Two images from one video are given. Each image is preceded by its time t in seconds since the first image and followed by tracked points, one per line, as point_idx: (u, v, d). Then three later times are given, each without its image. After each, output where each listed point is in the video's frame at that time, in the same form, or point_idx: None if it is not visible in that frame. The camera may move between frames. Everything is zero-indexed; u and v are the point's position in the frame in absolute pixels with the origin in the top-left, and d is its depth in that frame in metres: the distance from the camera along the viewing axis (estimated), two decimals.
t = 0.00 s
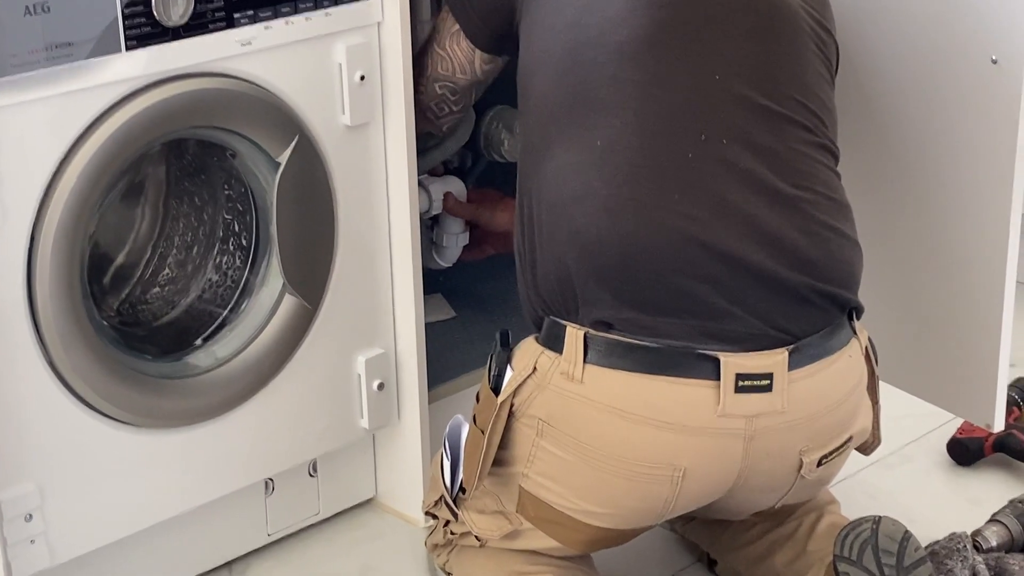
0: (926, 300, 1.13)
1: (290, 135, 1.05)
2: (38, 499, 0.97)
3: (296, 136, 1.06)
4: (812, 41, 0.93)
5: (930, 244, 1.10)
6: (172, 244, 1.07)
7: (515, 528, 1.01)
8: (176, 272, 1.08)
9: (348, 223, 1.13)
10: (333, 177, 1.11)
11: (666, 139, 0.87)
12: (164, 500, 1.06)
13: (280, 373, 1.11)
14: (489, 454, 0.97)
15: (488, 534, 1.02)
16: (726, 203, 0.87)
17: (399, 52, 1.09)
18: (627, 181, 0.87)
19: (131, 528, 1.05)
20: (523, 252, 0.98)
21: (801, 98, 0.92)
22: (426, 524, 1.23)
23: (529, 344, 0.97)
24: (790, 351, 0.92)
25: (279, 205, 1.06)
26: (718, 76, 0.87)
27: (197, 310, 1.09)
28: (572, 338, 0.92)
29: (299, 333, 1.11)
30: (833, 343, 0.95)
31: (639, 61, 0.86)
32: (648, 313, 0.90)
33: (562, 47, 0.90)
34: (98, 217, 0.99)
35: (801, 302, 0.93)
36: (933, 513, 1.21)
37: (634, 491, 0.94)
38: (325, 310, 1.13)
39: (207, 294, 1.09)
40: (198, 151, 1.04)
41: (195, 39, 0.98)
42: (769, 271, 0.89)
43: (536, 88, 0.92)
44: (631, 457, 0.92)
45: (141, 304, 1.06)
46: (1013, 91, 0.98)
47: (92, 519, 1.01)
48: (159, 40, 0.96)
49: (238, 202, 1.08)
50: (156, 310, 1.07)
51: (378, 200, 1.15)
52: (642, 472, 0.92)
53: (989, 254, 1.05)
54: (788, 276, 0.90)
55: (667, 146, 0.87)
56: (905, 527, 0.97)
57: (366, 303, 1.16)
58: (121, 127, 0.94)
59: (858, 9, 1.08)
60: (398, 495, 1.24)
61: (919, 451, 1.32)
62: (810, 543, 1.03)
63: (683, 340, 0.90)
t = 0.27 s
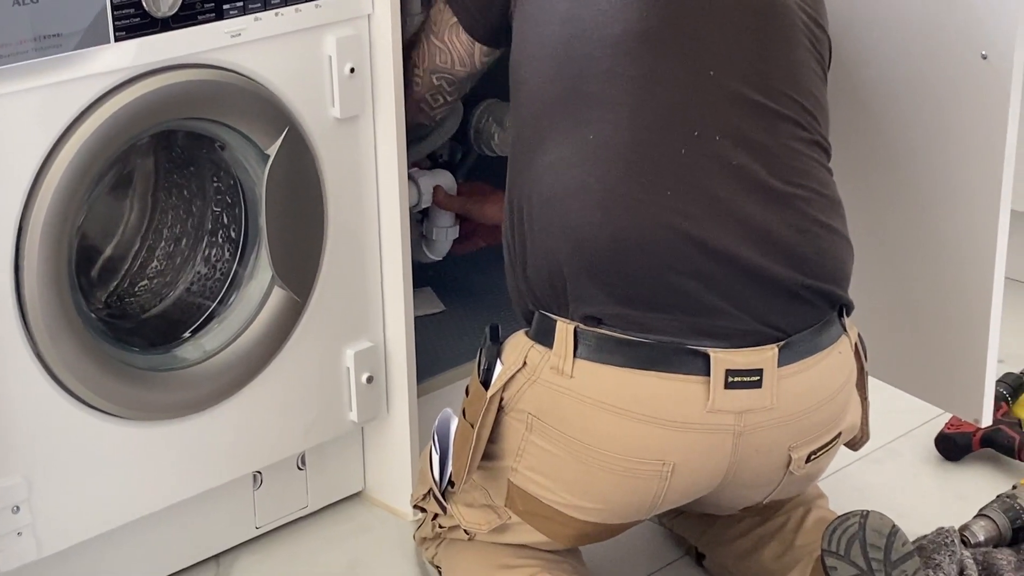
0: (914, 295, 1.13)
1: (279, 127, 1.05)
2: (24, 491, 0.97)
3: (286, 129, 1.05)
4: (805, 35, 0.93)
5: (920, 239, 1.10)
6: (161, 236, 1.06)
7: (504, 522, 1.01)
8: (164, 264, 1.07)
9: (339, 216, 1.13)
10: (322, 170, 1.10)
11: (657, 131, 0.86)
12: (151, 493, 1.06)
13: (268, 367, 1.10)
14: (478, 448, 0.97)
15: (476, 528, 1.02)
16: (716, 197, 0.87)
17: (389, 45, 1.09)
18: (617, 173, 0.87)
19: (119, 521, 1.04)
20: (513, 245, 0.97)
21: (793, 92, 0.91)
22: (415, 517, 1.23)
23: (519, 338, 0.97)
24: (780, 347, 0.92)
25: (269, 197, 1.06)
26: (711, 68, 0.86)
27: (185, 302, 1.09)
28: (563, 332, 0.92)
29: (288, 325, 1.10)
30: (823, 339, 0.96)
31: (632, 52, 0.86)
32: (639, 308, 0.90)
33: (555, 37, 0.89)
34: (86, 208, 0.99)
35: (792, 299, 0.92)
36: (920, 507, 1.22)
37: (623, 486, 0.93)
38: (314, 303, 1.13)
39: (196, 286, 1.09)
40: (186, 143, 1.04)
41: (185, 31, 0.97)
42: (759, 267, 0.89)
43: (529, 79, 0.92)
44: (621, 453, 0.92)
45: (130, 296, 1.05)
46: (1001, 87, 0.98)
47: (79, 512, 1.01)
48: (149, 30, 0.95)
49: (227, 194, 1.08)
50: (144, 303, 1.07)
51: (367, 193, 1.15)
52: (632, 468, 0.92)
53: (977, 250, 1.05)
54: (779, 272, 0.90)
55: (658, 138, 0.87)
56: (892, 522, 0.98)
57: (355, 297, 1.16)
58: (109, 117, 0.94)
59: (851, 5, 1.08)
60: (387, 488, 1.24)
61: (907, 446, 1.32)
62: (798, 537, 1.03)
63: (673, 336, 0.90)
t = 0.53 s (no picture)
0: (766, 288, 1.79)
1: (361, 185, 1.68)
2: (205, 410, 1.60)
3: (365, 186, 1.69)
4: (685, 139, 1.56)
5: (767, 253, 1.77)
6: (287, 252, 1.73)
7: (502, 433, 1.64)
8: (291, 270, 1.73)
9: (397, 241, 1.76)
10: (388, 210, 1.73)
11: (595, 196, 1.48)
12: (281, 414, 1.70)
13: (353, 335, 1.74)
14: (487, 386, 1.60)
15: (484, 435, 1.65)
16: (631, 235, 1.48)
17: (430, 136, 1.72)
18: (573, 220, 1.49)
19: (261, 429, 1.68)
20: (511, 266, 1.60)
21: (678, 173, 1.54)
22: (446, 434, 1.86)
23: (514, 320, 1.58)
24: (672, 326, 1.53)
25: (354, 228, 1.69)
26: (625, 159, 1.49)
27: (306, 295, 1.73)
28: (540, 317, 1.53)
29: (366, 309, 1.74)
30: (698, 321, 1.57)
31: (579, 150, 1.49)
32: (584, 297, 1.51)
33: (535, 142, 1.53)
34: (244, 235, 1.66)
35: (678, 298, 1.54)
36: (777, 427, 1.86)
37: (576, 408, 1.55)
38: (382, 295, 1.76)
39: (312, 284, 1.73)
40: (305, 197, 1.69)
41: (303, 126, 1.60)
42: (656, 277, 1.51)
43: (520, 167, 1.55)
44: (575, 389, 1.53)
45: (269, 289, 1.72)
46: (807, 166, 1.66)
47: (236, 423, 1.65)
48: (278, 125, 1.58)
49: (331, 227, 1.72)
50: (278, 294, 1.73)
51: (416, 223, 1.78)
52: (581, 398, 1.53)
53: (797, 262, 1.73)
54: (669, 281, 1.52)
55: (596, 200, 1.48)
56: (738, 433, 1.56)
57: (407, 290, 1.80)
58: (262, 181, 1.58)
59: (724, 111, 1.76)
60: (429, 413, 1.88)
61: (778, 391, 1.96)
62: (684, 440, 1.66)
63: (606, 318, 1.50)
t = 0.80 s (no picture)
0: (701, 289, 2.36)
1: (390, 207, 2.16)
2: (267, 382, 2.05)
3: (394, 208, 2.17)
4: (641, 173, 1.99)
5: (702, 262, 2.33)
6: (332, 259, 2.21)
7: (500, 401, 2.06)
8: (335, 273, 2.22)
9: (418, 251, 2.27)
10: (411, 227, 2.23)
11: (571, 216, 1.89)
12: (327, 385, 2.18)
13: (384, 323, 2.25)
14: (488, 364, 2.01)
15: (485, 404, 2.07)
16: (598, 245, 1.89)
17: (442, 166, 2.22)
18: (553, 234, 1.89)
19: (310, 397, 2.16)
20: (507, 271, 2.02)
21: (635, 199, 1.96)
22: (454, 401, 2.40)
23: (509, 315, 1.98)
24: (633, 319, 1.93)
25: (386, 241, 2.18)
26: (594, 186, 1.90)
27: (345, 292, 2.23)
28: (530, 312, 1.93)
29: (394, 303, 2.25)
30: (654, 314, 1.98)
31: (558, 178, 1.90)
32: (563, 295, 1.90)
33: (524, 174, 1.95)
34: (301, 246, 2.14)
35: (638, 296, 1.93)
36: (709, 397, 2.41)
37: (558, 382, 1.96)
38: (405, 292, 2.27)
39: (351, 284, 2.23)
40: (347, 216, 2.18)
41: (345, 160, 2.04)
42: (620, 280, 1.90)
43: (513, 193, 1.98)
44: (556, 368, 1.93)
45: (318, 288, 2.20)
46: (735, 194, 2.17)
47: (292, 393, 2.11)
48: (325, 160, 2.00)
49: (366, 240, 2.22)
50: (325, 291, 2.21)
51: (432, 237, 2.30)
52: (561, 375, 1.94)
53: (726, 268, 2.27)
54: (629, 283, 1.91)
55: (571, 217, 1.89)
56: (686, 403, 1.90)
57: (426, 289, 2.33)
58: (311, 203, 2.00)
59: (670, 153, 2.29)
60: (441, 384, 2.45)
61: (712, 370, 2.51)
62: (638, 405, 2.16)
63: (581, 312, 1.89)
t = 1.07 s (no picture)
0: (698, 289, 2.36)
1: (387, 207, 2.16)
2: (262, 380, 2.04)
3: (390, 207, 2.16)
4: (637, 173, 1.99)
5: (698, 262, 2.33)
6: (329, 258, 2.21)
7: (495, 401, 2.05)
8: (331, 272, 2.22)
9: (415, 250, 2.27)
10: (407, 226, 2.23)
11: (567, 215, 1.89)
12: (322, 384, 2.18)
13: (379, 323, 2.25)
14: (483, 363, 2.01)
15: (480, 403, 2.06)
16: (594, 245, 1.89)
17: (438, 164, 2.22)
18: (549, 233, 1.89)
19: (306, 396, 2.15)
20: (503, 271, 2.01)
21: (630, 199, 1.96)
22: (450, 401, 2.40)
23: (505, 314, 1.98)
24: (629, 317, 1.93)
25: (382, 241, 2.18)
26: (590, 186, 1.90)
27: (342, 291, 2.22)
28: (526, 311, 1.93)
29: (389, 303, 2.25)
30: (650, 313, 1.98)
31: (554, 177, 1.90)
32: (559, 295, 1.89)
33: (520, 173, 1.95)
34: (297, 245, 2.13)
35: (634, 296, 1.93)
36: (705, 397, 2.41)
37: (554, 382, 1.95)
38: (401, 291, 2.27)
39: (347, 284, 2.23)
40: (343, 215, 2.17)
41: (341, 160, 2.04)
42: (616, 280, 1.90)
43: (509, 192, 1.97)
44: (552, 367, 1.93)
45: (314, 287, 2.20)
46: (732, 195, 2.17)
47: (288, 391, 2.11)
48: (322, 159, 2.00)
49: (362, 239, 2.21)
50: (321, 291, 2.21)
51: (428, 237, 2.30)
52: (557, 374, 1.94)
53: (724, 269, 2.27)
54: (625, 282, 1.91)
55: (567, 216, 1.89)
56: (680, 403, 1.90)
57: (421, 288, 2.33)
58: (306, 203, 1.99)
59: (668, 153, 2.29)
60: (437, 384, 2.45)
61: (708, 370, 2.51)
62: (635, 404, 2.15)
63: (577, 311, 1.89)
